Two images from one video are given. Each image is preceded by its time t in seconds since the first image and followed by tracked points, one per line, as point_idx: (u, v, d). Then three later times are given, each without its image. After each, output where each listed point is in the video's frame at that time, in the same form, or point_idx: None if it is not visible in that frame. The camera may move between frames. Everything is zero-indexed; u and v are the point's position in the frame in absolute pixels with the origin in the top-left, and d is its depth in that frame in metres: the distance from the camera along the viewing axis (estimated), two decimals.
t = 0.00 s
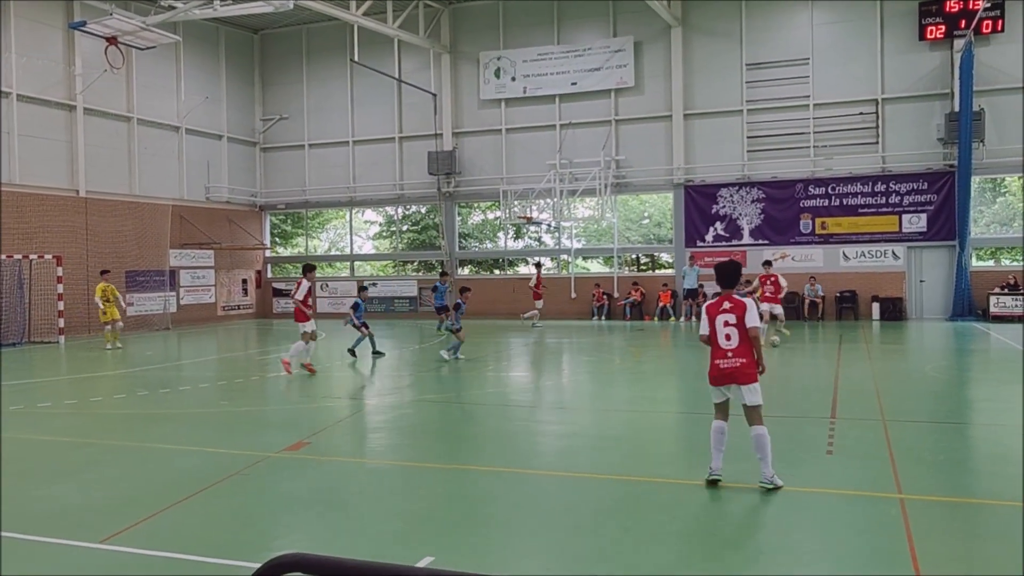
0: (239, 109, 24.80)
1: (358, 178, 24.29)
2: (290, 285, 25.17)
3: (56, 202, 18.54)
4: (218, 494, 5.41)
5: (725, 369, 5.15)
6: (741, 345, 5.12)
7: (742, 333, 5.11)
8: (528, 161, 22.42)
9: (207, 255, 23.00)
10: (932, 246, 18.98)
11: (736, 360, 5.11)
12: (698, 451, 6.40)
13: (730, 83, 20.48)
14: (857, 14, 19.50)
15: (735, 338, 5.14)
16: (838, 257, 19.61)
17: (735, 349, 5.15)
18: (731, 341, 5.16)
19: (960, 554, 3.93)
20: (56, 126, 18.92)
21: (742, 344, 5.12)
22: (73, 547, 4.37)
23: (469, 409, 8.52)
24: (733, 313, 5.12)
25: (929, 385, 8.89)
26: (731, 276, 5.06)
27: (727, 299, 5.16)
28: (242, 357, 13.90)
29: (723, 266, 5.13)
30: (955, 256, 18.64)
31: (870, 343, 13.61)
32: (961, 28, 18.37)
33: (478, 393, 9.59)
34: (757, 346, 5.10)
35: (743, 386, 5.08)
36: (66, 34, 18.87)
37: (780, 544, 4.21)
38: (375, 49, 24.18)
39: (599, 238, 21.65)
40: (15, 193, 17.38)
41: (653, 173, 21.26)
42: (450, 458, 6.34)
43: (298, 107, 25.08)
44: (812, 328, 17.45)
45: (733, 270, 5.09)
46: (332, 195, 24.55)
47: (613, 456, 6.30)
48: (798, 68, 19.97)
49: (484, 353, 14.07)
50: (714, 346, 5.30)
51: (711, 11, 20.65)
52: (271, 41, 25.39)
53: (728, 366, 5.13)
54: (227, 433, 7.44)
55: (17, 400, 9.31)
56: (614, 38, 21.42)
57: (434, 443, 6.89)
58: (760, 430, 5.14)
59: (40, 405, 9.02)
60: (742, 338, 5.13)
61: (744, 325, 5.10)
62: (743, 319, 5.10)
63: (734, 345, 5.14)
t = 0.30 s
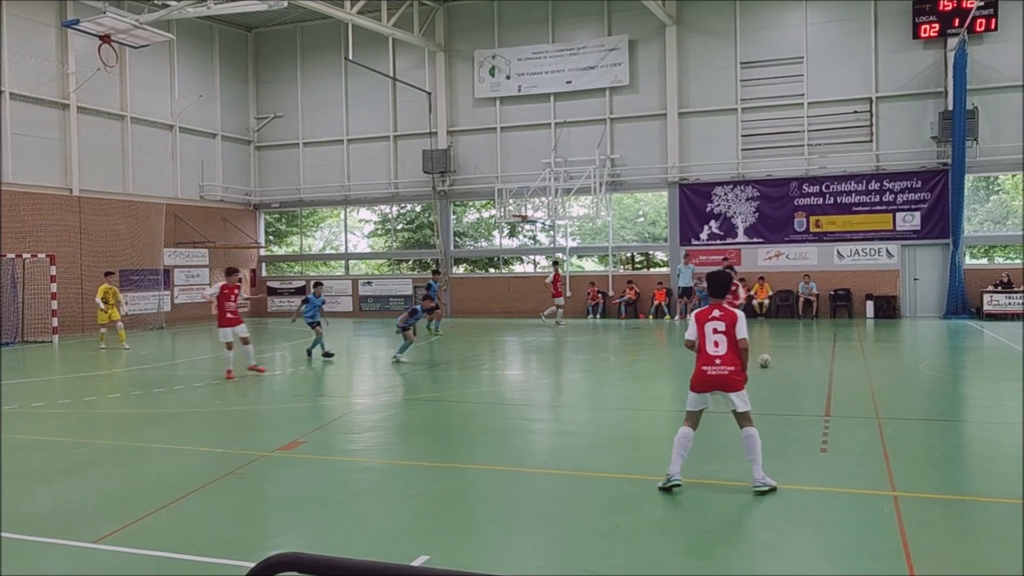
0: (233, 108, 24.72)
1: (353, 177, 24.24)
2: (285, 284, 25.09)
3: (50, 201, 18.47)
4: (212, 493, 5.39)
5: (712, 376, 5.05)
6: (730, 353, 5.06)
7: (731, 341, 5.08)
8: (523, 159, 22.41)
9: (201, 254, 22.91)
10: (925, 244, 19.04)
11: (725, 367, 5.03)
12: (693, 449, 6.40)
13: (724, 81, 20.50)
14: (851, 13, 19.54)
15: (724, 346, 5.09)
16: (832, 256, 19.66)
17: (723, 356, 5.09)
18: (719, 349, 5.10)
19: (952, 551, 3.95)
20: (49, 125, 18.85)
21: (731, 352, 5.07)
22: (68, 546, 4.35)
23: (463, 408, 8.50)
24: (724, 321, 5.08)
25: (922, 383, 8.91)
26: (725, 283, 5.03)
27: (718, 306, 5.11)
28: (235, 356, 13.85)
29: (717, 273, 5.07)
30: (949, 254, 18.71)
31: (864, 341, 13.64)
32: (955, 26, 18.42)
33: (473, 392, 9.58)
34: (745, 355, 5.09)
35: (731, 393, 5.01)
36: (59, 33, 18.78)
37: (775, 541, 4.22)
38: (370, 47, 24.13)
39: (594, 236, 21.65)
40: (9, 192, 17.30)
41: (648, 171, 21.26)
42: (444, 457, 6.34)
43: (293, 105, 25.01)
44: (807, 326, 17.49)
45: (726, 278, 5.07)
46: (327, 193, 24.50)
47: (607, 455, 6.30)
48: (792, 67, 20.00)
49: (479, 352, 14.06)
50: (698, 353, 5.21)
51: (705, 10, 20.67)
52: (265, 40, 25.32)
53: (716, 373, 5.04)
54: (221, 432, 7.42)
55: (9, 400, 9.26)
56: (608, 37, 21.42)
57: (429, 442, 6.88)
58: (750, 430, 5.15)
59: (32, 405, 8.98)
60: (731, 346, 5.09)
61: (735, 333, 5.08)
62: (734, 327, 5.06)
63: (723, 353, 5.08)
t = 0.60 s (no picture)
0: (228, 106, 24.65)
1: (349, 175, 24.20)
2: (281, 282, 25.06)
3: (45, 199, 18.40)
4: (206, 493, 5.37)
5: (709, 368, 5.15)
6: (726, 345, 5.16)
7: (725, 333, 5.17)
8: (520, 158, 22.39)
9: (197, 252, 22.87)
10: (921, 242, 19.07)
11: (722, 359, 5.14)
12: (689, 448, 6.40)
13: (721, 80, 20.50)
14: (847, 12, 19.55)
15: (719, 338, 5.18)
16: (828, 254, 19.69)
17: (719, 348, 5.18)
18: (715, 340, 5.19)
19: (947, 548, 3.96)
20: (45, 123, 18.79)
21: (725, 344, 5.18)
22: (62, 546, 4.33)
23: (458, 407, 8.49)
24: (718, 313, 5.18)
25: (918, 381, 8.92)
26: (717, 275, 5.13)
27: (710, 300, 5.20)
28: (229, 355, 13.81)
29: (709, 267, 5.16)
30: (944, 252, 18.76)
31: (859, 339, 13.66)
32: (950, 24, 18.42)
33: (469, 390, 9.58)
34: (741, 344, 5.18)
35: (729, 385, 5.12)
36: (54, 30, 18.72)
37: (771, 539, 4.23)
38: (366, 45, 24.10)
39: (590, 234, 21.67)
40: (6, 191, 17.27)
41: (644, 169, 21.27)
42: (440, 456, 6.32)
43: (288, 104, 24.95)
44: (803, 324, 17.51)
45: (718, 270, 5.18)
46: (323, 192, 24.48)
47: (603, 454, 6.29)
48: (788, 65, 20.01)
49: (474, 351, 14.03)
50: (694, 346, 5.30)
51: (702, 8, 20.67)
52: (261, 38, 25.26)
53: (713, 366, 5.14)
54: (214, 431, 7.39)
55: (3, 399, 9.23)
56: (604, 35, 21.40)
57: (425, 441, 6.85)
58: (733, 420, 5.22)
59: (26, 404, 8.94)
60: (725, 338, 5.19)
61: (729, 324, 5.18)
62: (727, 319, 5.17)
63: (718, 344, 5.18)
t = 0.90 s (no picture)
0: (233, 102, 24.68)
1: (353, 171, 24.21)
2: (285, 278, 25.10)
3: (50, 195, 18.46)
4: (211, 488, 5.39)
5: (734, 387, 5.23)
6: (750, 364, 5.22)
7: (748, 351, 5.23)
8: (525, 153, 22.36)
9: (202, 248, 22.94)
10: (926, 238, 19.02)
11: (746, 377, 5.22)
12: (694, 443, 6.40)
13: (726, 75, 20.45)
14: (853, 7, 19.47)
15: (742, 356, 5.25)
16: (833, 250, 19.64)
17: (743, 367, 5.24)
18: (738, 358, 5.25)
19: (953, 545, 3.96)
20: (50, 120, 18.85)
21: (749, 362, 5.25)
22: (68, 541, 4.35)
23: (462, 402, 8.50)
24: (741, 332, 5.22)
25: (923, 378, 8.90)
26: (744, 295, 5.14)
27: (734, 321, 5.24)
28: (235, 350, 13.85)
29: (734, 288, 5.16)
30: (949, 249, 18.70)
31: (864, 335, 13.63)
32: (955, 20, 18.25)
33: (474, 386, 9.59)
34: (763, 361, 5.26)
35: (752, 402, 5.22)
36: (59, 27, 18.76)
37: (775, 535, 4.23)
38: (370, 41, 24.09)
39: (594, 230, 21.66)
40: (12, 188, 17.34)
41: (648, 165, 21.24)
42: (444, 451, 6.33)
43: (293, 100, 24.97)
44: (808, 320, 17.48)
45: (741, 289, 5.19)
46: (328, 188, 24.50)
47: (608, 449, 6.29)
48: (793, 60, 19.95)
49: (478, 346, 14.04)
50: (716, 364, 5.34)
51: (706, 4, 20.61)
52: (265, 33, 25.27)
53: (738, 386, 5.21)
54: (219, 426, 7.42)
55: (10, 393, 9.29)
56: (609, 31, 21.35)
57: (429, 436, 6.86)
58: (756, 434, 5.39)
59: (33, 399, 8.99)
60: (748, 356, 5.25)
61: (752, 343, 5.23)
62: (750, 338, 5.21)
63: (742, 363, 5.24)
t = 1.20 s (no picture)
0: (247, 102, 24.83)
1: (367, 172, 24.31)
2: (299, 278, 25.24)
3: (67, 195, 18.65)
4: (225, 488, 5.42)
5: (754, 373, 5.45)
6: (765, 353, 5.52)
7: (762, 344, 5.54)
8: (538, 154, 22.36)
9: (216, 248, 23.11)
10: (941, 239, 18.87)
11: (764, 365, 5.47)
12: (706, 444, 6.38)
13: (739, 75, 20.38)
14: (867, 7, 19.35)
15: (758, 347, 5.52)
16: (848, 251, 19.52)
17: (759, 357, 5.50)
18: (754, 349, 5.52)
19: (967, 548, 3.93)
20: (67, 121, 19.06)
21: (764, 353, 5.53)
22: (84, 540, 4.39)
23: (475, 402, 8.51)
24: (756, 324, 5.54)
25: (938, 379, 8.84)
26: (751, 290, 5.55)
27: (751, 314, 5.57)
28: (248, 350, 13.93)
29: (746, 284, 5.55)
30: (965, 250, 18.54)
31: (879, 336, 13.54)
32: (972, 19, 18.06)
33: (486, 386, 9.61)
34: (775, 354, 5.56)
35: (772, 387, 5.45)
36: (75, 29, 18.95)
37: (787, 537, 4.21)
38: (383, 42, 24.20)
39: (607, 231, 21.65)
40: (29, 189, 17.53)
41: (661, 165, 21.18)
42: (456, 451, 6.35)
43: (306, 101, 25.10)
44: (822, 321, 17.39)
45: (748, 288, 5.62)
46: (341, 188, 24.61)
47: (620, 450, 6.29)
48: (807, 60, 19.85)
49: (490, 347, 14.06)
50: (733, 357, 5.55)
51: (719, 3, 20.55)
52: (279, 34, 25.42)
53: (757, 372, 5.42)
54: (234, 426, 7.47)
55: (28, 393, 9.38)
56: (621, 31, 21.33)
57: (441, 437, 6.88)
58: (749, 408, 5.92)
59: (49, 399, 9.08)
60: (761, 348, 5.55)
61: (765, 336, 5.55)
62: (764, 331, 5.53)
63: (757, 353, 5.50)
